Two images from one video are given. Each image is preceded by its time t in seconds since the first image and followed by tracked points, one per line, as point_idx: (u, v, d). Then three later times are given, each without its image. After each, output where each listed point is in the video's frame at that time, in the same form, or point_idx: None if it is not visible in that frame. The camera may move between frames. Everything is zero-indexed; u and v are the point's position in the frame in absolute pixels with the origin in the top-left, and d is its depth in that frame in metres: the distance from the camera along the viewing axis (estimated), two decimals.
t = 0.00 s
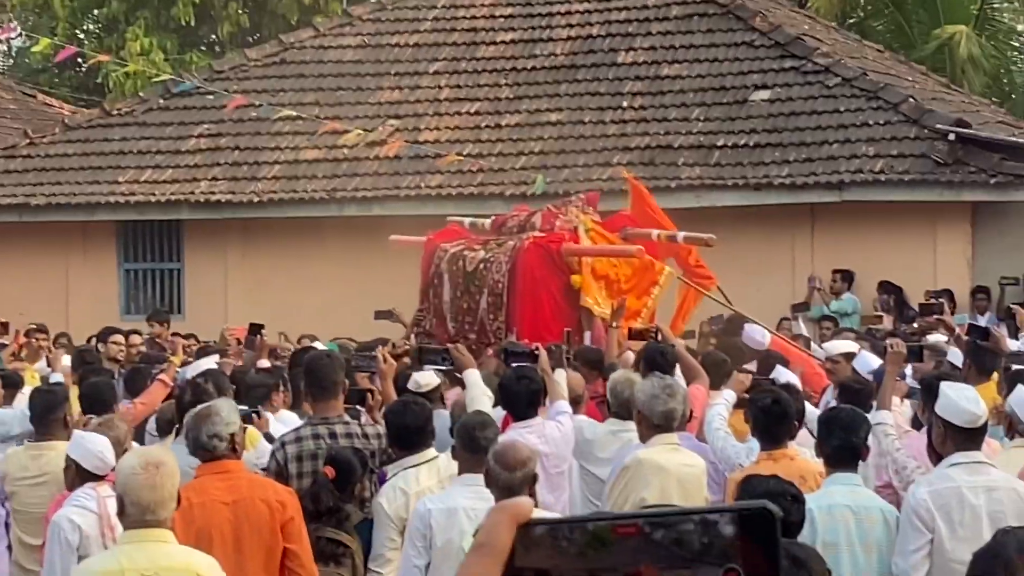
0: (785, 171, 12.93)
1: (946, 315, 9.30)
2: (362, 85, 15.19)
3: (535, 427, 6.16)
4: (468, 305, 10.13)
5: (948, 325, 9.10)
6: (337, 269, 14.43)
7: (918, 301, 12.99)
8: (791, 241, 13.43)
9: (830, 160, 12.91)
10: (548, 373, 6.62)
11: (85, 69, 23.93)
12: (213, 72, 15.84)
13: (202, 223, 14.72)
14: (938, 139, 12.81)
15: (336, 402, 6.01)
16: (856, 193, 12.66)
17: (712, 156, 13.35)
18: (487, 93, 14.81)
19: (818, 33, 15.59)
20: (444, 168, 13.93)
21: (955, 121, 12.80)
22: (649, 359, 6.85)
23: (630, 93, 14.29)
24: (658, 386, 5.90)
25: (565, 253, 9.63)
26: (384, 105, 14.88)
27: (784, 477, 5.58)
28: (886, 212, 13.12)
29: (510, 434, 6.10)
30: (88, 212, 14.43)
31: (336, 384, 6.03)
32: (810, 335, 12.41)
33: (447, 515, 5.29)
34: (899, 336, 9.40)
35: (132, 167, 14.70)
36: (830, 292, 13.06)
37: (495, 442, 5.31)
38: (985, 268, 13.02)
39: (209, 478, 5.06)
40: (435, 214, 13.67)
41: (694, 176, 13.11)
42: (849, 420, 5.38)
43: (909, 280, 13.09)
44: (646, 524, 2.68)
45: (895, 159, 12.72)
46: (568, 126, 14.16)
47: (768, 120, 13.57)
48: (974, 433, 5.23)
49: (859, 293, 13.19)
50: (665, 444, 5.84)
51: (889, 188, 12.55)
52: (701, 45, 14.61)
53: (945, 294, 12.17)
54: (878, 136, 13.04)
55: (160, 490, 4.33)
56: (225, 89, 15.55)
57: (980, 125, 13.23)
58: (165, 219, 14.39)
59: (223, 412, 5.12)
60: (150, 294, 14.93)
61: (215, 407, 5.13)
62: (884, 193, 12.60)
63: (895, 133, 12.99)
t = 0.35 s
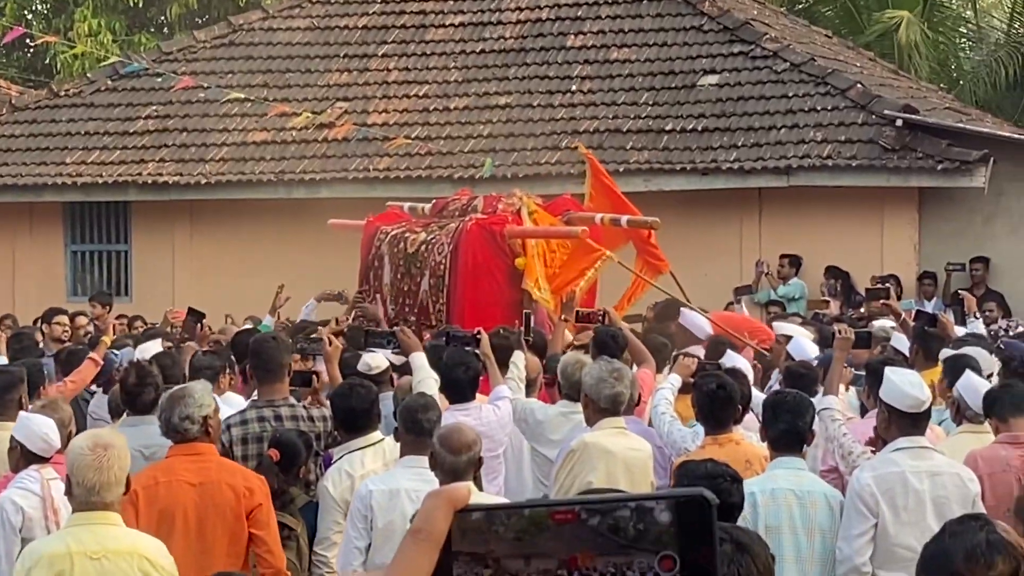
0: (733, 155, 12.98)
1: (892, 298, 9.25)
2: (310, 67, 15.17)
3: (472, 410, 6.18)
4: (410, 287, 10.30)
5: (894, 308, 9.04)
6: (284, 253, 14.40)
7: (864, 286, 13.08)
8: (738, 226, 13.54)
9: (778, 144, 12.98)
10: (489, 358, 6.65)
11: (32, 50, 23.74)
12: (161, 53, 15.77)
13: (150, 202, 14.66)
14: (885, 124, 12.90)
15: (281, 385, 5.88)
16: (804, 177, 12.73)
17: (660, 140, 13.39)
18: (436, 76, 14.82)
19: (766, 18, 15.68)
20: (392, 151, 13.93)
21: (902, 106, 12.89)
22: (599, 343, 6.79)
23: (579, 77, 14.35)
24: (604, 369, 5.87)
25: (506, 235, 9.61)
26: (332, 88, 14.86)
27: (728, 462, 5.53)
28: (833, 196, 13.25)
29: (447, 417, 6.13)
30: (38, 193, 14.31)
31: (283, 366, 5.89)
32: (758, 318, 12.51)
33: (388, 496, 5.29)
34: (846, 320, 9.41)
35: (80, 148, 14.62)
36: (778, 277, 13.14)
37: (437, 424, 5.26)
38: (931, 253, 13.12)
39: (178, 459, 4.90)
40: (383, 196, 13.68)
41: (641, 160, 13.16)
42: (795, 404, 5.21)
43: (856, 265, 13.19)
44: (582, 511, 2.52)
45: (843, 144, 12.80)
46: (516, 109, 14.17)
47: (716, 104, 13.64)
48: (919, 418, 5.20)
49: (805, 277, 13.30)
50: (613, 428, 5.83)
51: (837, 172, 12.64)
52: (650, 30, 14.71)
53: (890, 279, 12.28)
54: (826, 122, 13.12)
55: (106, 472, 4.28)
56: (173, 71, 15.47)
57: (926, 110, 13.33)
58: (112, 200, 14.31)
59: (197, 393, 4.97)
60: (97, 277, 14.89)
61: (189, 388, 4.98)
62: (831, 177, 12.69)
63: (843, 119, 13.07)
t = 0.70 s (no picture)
0: (712, 163, 13.00)
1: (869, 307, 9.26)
2: (289, 72, 15.14)
3: (438, 418, 6.26)
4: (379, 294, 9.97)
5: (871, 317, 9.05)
6: (262, 258, 14.39)
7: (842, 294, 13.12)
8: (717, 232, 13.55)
9: (756, 153, 13.01)
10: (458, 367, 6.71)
11: (10, 54, 23.64)
12: (140, 58, 15.71)
13: (129, 208, 14.61)
14: (864, 132, 12.93)
15: (257, 392, 5.85)
16: (782, 186, 12.76)
17: (638, 147, 13.40)
18: (415, 82, 14.81)
19: (745, 25, 15.73)
20: (370, 157, 13.93)
21: (881, 114, 12.93)
22: (585, 349, 6.77)
23: (558, 84, 14.37)
24: (581, 377, 5.86)
25: (476, 242, 9.59)
26: (311, 93, 14.82)
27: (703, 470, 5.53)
28: (811, 204, 13.29)
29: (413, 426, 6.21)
30: (15, 198, 14.22)
31: (259, 373, 5.86)
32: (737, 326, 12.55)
33: (361, 503, 5.27)
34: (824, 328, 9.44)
35: (57, 152, 14.53)
36: (756, 284, 13.18)
37: (411, 431, 5.24)
38: (909, 259, 13.17)
39: (164, 463, 4.87)
40: (361, 203, 13.66)
41: (620, 167, 13.16)
42: (773, 414, 5.23)
43: (834, 272, 13.22)
44: (550, 528, 2.66)
45: (821, 152, 12.84)
46: (495, 116, 14.17)
47: (695, 112, 13.67)
48: (895, 427, 5.21)
49: (784, 284, 13.34)
50: (590, 436, 5.82)
51: (815, 180, 12.67)
52: (630, 37, 14.73)
53: (869, 288, 12.33)
54: (804, 130, 13.16)
55: (82, 481, 4.27)
56: (151, 75, 15.43)
57: (905, 118, 13.38)
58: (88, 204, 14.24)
59: (190, 400, 4.94)
60: (73, 283, 14.82)
61: (182, 393, 4.96)
62: (810, 185, 12.73)
63: (821, 127, 13.11)
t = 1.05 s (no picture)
0: (714, 168, 13.00)
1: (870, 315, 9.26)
2: (292, 76, 15.14)
3: (440, 423, 6.28)
4: (372, 298, 10.04)
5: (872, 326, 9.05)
6: (265, 262, 14.39)
7: (844, 300, 13.12)
8: (719, 238, 13.55)
9: (759, 158, 13.01)
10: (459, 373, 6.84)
11: (15, 56, 23.66)
12: (143, 60, 15.71)
13: (132, 210, 14.61)
14: (866, 139, 12.94)
15: (258, 396, 5.86)
16: (785, 192, 12.76)
17: (641, 152, 13.39)
18: (418, 86, 14.81)
19: (749, 31, 15.74)
20: (373, 161, 13.95)
21: (883, 121, 12.94)
22: (591, 354, 6.77)
23: (561, 89, 14.38)
24: (582, 383, 5.85)
25: (468, 243, 9.59)
26: (314, 96, 14.82)
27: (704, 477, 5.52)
28: (813, 210, 13.29)
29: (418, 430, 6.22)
30: (19, 199, 14.22)
31: (259, 377, 5.87)
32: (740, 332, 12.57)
33: (359, 509, 5.27)
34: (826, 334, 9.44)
35: (60, 154, 14.53)
36: (758, 290, 13.21)
37: (405, 434, 5.25)
38: (911, 266, 13.16)
39: (145, 468, 4.94)
40: (364, 207, 13.67)
41: (623, 172, 13.15)
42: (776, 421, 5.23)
43: (836, 279, 13.24)
44: (547, 540, 2.84)
45: (824, 159, 12.84)
46: (498, 120, 14.16)
47: (698, 118, 13.67)
48: (896, 435, 5.21)
49: (786, 291, 13.35)
50: (591, 441, 5.82)
51: (818, 186, 12.67)
52: (633, 42, 14.74)
53: (871, 294, 12.35)
54: (807, 136, 13.16)
55: (83, 484, 4.28)
56: (155, 78, 15.43)
57: (908, 125, 13.39)
58: (92, 206, 14.24)
59: (171, 403, 5.01)
60: (76, 284, 14.82)
61: (163, 397, 5.03)
62: (813, 192, 12.73)
63: (824, 133, 13.11)
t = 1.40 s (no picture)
0: (733, 169, 12.97)
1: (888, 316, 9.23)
2: (311, 73, 15.17)
3: (457, 422, 6.29)
4: (380, 294, 10.09)
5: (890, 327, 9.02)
6: (283, 259, 14.42)
7: (861, 302, 13.09)
8: (736, 240, 13.52)
9: (777, 159, 12.97)
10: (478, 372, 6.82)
11: (35, 52, 23.78)
12: (163, 57, 15.76)
13: (150, 207, 14.66)
14: (885, 140, 12.91)
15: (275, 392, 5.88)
16: (803, 193, 12.74)
17: (659, 152, 13.37)
18: (436, 84, 14.82)
19: (768, 32, 15.72)
20: (391, 159, 13.95)
21: (902, 123, 12.92)
22: (600, 354, 6.77)
23: (580, 88, 14.37)
24: (598, 382, 5.84)
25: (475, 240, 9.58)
26: (333, 94, 14.85)
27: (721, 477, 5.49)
28: (832, 211, 13.26)
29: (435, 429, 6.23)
30: (37, 194, 14.27)
31: (277, 375, 5.91)
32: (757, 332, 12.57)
33: (369, 507, 5.27)
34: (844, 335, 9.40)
35: (79, 150, 14.59)
36: (776, 289, 13.22)
37: (410, 430, 5.26)
38: (929, 268, 13.12)
39: (142, 465, 4.99)
40: (383, 205, 13.69)
41: (641, 172, 13.13)
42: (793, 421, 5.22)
43: (854, 280, 13.19)
44: (558, 540, 2.71)
45: (843, 160, 12.80)
46: (517, 119, 14.16)
47: (716, 118, 13.65)
48: (913, 436, 5.19)
49: (804, 292, 13.33)
50: (607, 441, 5.81)
51: (836, 187, 12.65)
52: (652, 42, 14.71)
53: (888, 296, 12.32)
54: (825, 137, 13.13)
55: (99, 477, 4.29)
56: (174, 75, 15.47)
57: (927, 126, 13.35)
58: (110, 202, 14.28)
59: (166, 397, 5.02)
60: (94, 280, 14.89)
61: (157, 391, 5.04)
62: (831, 193, 12.70)
63: (843, 134, 13.08)
